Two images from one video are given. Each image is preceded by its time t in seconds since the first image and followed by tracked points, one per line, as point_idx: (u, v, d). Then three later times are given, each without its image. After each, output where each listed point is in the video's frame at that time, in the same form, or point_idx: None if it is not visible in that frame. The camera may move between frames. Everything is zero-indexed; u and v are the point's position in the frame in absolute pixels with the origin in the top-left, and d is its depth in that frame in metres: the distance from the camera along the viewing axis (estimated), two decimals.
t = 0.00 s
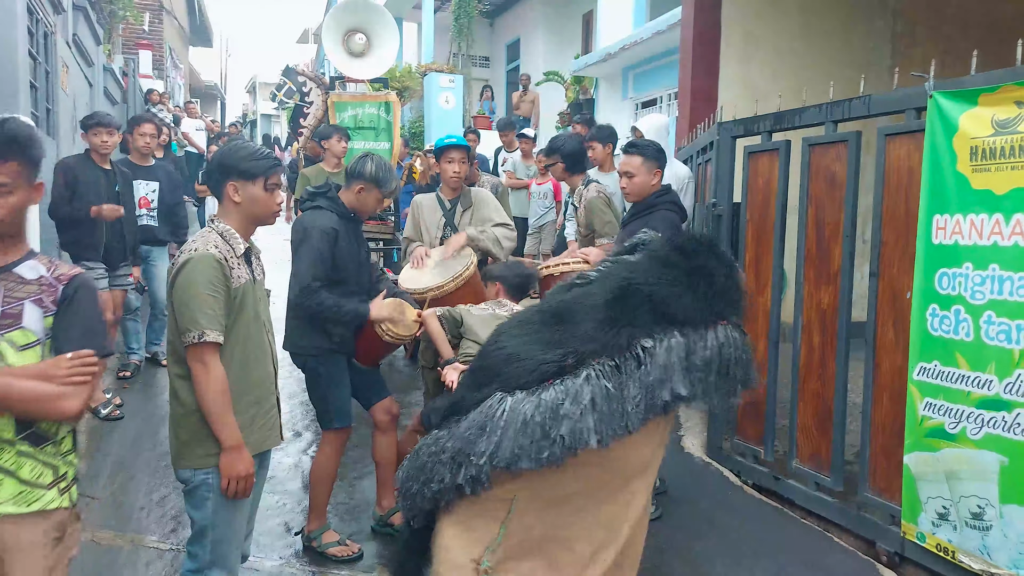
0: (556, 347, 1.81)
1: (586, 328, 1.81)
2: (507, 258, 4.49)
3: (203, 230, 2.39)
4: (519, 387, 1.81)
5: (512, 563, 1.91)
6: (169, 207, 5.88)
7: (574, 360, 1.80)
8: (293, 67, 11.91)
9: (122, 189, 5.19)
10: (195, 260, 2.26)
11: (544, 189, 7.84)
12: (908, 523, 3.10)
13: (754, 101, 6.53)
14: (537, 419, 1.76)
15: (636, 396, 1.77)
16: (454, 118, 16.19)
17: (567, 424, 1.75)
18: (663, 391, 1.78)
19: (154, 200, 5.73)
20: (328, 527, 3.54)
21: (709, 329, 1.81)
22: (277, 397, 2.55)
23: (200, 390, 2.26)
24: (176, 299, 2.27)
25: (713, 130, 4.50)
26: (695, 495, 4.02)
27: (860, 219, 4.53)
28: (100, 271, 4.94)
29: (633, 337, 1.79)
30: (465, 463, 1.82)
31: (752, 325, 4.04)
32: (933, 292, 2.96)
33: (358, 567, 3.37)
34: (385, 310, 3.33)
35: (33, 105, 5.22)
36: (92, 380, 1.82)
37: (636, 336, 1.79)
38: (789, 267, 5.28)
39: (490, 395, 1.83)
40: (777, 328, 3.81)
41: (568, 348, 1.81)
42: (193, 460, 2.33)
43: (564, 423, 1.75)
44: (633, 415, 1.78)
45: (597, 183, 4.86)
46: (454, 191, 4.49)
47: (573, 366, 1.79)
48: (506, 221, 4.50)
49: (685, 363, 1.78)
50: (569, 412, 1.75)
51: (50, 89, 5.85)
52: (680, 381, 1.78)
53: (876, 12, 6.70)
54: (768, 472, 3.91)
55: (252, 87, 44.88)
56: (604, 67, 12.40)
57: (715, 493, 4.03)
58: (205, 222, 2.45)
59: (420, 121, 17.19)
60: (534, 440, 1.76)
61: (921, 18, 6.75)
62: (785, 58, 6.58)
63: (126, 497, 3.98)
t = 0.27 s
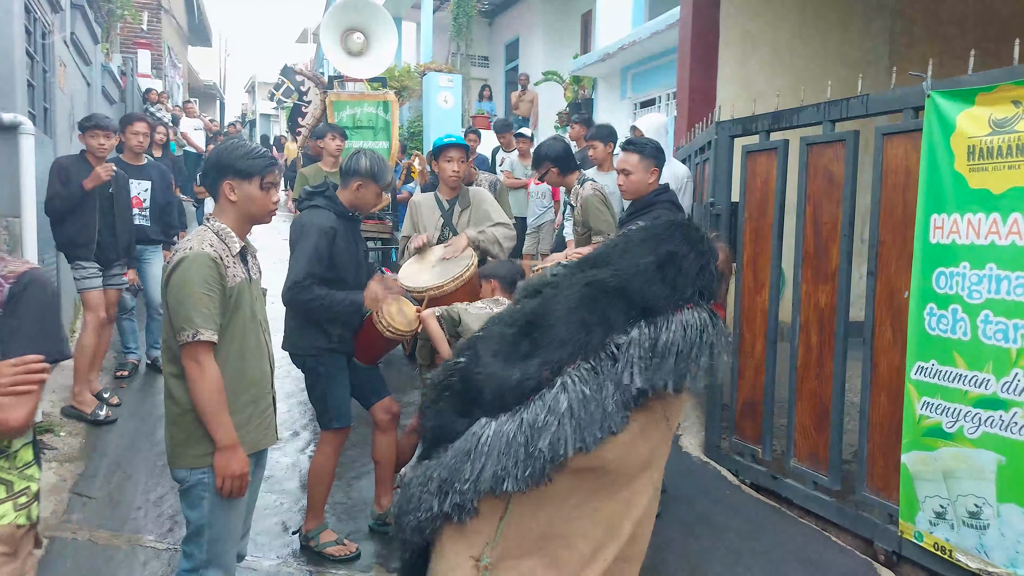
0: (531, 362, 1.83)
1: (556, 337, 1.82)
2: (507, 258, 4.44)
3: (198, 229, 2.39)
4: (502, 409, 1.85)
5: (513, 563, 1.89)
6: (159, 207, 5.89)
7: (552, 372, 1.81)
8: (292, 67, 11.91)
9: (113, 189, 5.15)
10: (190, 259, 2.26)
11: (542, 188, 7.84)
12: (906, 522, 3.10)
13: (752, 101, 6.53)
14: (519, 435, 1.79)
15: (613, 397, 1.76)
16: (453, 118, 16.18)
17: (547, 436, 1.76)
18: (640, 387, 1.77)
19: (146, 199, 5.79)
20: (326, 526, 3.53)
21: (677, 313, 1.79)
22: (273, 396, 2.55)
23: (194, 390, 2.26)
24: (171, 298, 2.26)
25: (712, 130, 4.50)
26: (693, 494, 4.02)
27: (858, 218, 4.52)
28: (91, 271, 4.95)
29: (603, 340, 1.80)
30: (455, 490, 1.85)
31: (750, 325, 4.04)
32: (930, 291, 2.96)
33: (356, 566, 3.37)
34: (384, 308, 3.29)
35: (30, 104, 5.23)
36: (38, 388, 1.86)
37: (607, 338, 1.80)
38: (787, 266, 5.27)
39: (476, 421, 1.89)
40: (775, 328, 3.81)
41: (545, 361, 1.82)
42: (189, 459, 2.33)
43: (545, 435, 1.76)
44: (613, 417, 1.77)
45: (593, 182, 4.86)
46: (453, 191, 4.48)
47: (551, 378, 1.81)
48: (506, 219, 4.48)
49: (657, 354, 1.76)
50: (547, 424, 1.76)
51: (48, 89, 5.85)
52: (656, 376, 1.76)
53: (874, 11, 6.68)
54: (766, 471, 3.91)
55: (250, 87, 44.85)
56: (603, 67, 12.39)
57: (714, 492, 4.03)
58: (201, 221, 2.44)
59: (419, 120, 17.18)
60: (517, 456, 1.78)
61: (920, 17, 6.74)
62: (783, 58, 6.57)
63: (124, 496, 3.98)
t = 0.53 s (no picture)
0: (539, 319, 1.53)
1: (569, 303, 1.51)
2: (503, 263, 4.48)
3: (193, 227, 2.38)
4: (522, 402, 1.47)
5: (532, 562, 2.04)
6: (157, 207, 5.88)
7: (576, 360, 1.44)
8: (290, 66, 11.90)
9: (108, 189, 5.11)
10: (183, 257, 2.25)
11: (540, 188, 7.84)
12: (904, 522, 3.10)
13: (751, 101, 6.52)
14: (538, 424, 1.42)
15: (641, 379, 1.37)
16: (451, 118, 16.18)
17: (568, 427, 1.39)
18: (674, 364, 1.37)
19: (143, 200, 5.74)
20: (324, 526, 3.53)
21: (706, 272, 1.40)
22: (268, 396, 2.54)
23: (188, 390, 2.26)
24: (165, 296, 2.25)
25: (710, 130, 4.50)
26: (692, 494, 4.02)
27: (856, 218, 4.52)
28: (88, 275, 4.96)
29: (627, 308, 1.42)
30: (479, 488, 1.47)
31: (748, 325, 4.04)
32: (928, 290, 2.95)
33: (354, 566, 3.36)
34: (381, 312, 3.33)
35: (27, 103, 5.22)
36: None
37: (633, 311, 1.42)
38: (785, 266, 5.27)
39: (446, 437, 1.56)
40: (773, 328, 3.81)
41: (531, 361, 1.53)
42: (183, 459, 2.33)
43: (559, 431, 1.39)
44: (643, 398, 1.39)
45: (590, 183, 4.86)
46: (450, 191, 4.48)
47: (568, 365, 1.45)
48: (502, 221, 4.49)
49: (682, 325, 1.36)
50: (563, 403, 1.41)
51: (44, 87, 5.83)
52: (686, 352, 1.36)
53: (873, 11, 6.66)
54: (764, 471, 3.91)
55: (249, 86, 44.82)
56: (601, 66, 12.39)
57: (713, 492, 4.03)
58: (196, 220, 2.44)
59: (417, 120, 17.17)
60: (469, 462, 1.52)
61: (919, 18, 6.73)
62: (782, 58, 6.57)
63: (121, 496, 3.97)
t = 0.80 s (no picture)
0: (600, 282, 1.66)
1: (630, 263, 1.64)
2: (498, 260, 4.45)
3: (190, 226, 2.38)
4: (593, 358, 1.60)
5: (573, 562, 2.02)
6: (160, 207, 5.85)
7: (634, 324, 1.56)
8: (287, 66, 11.91)
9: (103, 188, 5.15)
10: (179, 256, 2.25)
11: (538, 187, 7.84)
12: (901, 521, 3.10)
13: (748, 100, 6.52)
14: (599, 385, 1.54)
15: (712, 339, 1.50)
16: (449, 118, 16.18)
17: (641, 386, 1.49)
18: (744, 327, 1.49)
19: (145, 200, 5.71)
20: (322, 526, 3.52)
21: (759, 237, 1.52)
22: (264, 395, 2.54)
23: (182, 389, 2.26)
24: (160, 295, 2.25)
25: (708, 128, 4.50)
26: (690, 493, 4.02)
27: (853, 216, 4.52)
28: (84, 275, 4.95)
29: (693, 276, 1.54)
30: (558, 443, 1.60)
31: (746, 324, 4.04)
32: (925, 289, 2.96)
33: (352, 566, 3.36)
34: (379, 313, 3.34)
35: (24, 103, 5.23)
36: None
37: (698, 272, 1.54)
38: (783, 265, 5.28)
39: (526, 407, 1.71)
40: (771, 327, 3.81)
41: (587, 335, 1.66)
42: (178, 459, 2.33)
43: (638, 386, 1.49)
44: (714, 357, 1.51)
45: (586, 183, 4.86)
46: (447, 190, 4.48)
47: (636, 326, 1.56)
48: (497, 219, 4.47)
49: (734, 280, 1.48)
50: (625, 357, 1.52)
51: (42, 87, 5.82)
52: (742, 307, 1.47)
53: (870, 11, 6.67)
54: (763, 470, 3.91)
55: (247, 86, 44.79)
56: (599, 66, 12.39)
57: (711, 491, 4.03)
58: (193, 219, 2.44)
59: (415, 120, 17.18)
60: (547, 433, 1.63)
61: (916, 16, 6.73)
62: (779, 57, 6.57)
63: (118, 497, 3.97)
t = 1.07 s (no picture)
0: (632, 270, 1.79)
1: (662, 246, 1.78)
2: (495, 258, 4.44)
3: (188, 226, 2.38)
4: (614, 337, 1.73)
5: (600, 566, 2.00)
6: (165, 209, 5.77)
7: (649, 304, 1.69)
8: (286, 65, 11.90)
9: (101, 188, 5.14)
10: (176, 255, 2.25)
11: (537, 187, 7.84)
12: (899, 520, 3.10)
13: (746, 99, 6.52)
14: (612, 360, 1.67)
15: (717, 321, 1.60)
16: (448, 117, 16.17)
17: (646, 363, 1.62)
18: (745, 311, 1.57)
19: (152, 201, 5.65)
20: (320, 526, 3.52)
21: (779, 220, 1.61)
22: (261, 395, 2.54)
23: (179, 389, 2.25)
24: (157, 294, 2.25)
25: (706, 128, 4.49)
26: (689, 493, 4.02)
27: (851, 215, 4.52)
28: (82, 275, 4.95)
29: (710, 258, 1.65)
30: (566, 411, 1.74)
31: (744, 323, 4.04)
32: (923, 288, 2.96)
33: (350, 566, 3.36)
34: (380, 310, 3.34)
35: (23, 102, 5.22)
36: None
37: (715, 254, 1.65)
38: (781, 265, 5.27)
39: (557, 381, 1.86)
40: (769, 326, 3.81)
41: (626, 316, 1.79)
42: (174, 458, 2.32)
43: (645, 361, 1.62)
44: (720, 340, 1.60)
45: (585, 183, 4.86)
46: (446, 189, 4.47)
47: (653, 304, 1.69)
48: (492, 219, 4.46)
49: (741, 266, 1.58)
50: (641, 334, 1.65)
51: (40, 86, 5.82)
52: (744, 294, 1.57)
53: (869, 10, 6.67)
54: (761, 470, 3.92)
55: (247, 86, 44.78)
56: (599, 66, 12.39)
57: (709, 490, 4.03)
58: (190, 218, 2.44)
59: (413, 119, 17.17)
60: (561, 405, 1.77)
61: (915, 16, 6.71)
62: (778, 57, 6.56)
63: (117, 496, 3.97)
